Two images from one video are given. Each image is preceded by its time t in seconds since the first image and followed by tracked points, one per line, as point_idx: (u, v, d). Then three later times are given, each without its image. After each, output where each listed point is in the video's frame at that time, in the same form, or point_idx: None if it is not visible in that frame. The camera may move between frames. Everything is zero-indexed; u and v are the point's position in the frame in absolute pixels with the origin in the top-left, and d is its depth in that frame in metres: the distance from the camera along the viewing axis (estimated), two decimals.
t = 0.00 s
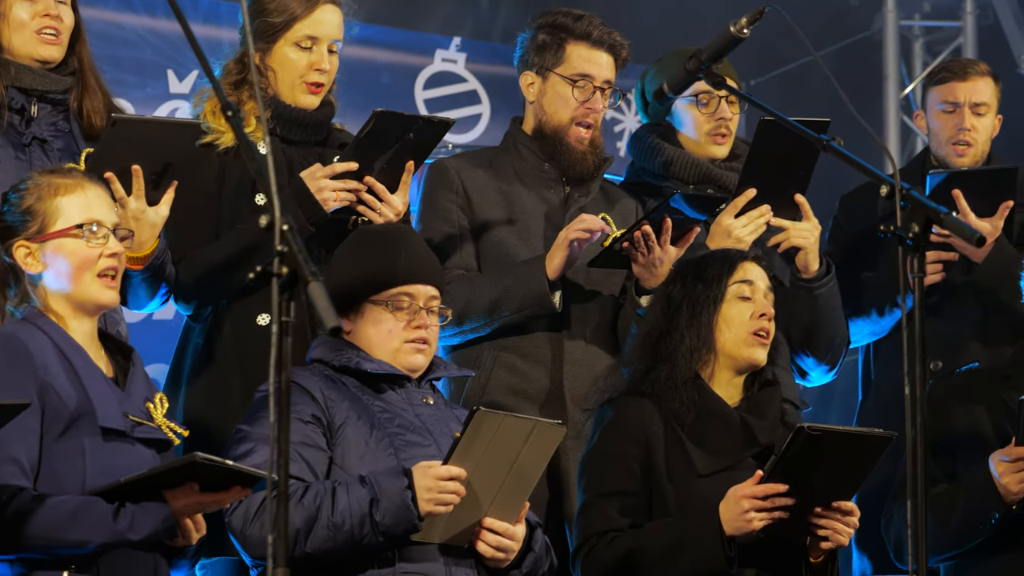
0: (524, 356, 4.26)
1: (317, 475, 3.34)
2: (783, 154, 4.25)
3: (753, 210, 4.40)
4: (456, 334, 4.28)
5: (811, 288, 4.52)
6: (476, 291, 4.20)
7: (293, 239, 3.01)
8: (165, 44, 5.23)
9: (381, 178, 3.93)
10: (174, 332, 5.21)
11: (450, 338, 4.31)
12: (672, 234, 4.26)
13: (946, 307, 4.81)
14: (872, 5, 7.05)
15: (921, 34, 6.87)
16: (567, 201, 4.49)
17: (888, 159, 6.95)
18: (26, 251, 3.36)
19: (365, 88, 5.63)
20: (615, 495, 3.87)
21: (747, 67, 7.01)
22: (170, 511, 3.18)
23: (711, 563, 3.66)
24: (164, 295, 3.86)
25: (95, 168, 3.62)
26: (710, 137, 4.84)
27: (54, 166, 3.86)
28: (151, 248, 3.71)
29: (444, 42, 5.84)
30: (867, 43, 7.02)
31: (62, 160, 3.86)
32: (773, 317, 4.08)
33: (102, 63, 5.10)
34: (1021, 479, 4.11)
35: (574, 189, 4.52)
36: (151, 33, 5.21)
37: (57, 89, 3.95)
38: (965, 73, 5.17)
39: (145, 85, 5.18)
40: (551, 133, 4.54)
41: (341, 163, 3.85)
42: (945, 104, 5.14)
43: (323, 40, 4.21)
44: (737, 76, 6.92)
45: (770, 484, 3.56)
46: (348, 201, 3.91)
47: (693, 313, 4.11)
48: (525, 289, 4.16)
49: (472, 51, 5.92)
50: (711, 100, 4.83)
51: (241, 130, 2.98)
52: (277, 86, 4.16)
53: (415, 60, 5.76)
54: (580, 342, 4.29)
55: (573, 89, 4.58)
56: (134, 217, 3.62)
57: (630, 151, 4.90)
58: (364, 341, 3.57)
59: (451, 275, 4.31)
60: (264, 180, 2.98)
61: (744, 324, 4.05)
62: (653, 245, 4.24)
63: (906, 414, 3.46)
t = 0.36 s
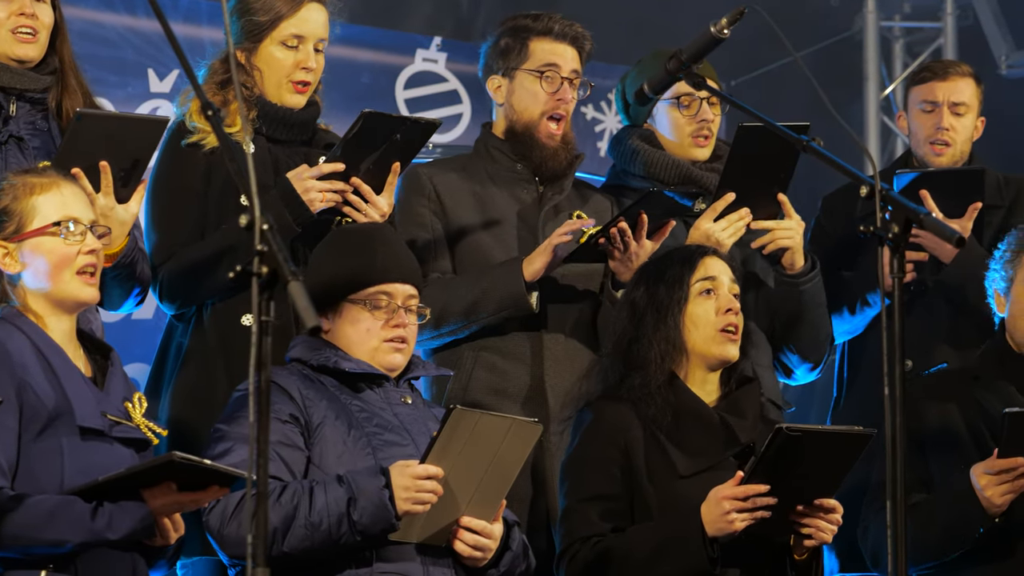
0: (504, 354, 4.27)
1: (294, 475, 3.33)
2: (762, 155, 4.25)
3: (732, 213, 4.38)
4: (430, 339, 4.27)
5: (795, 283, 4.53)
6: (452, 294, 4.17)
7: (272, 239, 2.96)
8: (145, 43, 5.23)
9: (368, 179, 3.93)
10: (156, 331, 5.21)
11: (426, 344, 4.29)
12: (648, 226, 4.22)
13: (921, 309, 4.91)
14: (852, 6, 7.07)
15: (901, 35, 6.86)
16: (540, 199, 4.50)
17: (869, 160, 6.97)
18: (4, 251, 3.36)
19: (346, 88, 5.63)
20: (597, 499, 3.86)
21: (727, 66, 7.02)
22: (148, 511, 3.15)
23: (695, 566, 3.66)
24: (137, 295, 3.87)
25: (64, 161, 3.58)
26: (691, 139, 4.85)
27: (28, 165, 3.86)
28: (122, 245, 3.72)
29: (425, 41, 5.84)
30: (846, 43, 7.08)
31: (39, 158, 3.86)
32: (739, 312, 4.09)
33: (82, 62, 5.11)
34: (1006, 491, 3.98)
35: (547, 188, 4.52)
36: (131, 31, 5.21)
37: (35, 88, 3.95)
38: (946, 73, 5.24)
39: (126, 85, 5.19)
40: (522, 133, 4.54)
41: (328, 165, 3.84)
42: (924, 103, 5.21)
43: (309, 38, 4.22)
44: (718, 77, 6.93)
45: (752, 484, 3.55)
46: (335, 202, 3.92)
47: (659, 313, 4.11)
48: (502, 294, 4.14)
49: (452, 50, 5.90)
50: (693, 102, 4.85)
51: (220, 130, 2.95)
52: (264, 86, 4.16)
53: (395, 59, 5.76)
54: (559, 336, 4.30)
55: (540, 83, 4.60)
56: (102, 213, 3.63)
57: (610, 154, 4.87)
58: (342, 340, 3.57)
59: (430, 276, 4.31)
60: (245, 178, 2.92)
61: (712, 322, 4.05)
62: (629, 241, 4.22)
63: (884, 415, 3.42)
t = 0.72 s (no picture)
0: (485, 352, 4.27)
1: (275, 474, 3.33)
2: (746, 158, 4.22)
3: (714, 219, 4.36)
4: (409, 342, 4.27)
5: (779, 261, 4.49)
6: (431, 296, 4.18)
7: (253, 239, 2.96)
8: (126, 41, 5.22)
9: (350, 181, 3.94)
10: (138, 330, 5.20)
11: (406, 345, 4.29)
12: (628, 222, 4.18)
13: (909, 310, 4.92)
14: (834, 6, 7.07)
15: (882, 36, 6.88)
16: (516, 196, 4.51)
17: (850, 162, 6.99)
18: None
19: (327, 87, 5.63)
20: (583, 499, 3.86)
21: (710, 66, 7.02)
22: (127, 511, 3.17)
23: (679, 566, 3.64)
24: (121, 295, 3.87)
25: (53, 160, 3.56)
26: (675, 140, 4.86)
27: (15, 164, 3.85)
28: (108, 244, 3.70)
29: (406, 41, 5.84)
30: (828, 43, 7.10)
31: (24, 158, 3.85)
32: (719, 311, 4.07)
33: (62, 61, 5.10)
34: (988, 507, 3.84)
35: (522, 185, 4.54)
36: (112, 30, 5.20)
37: (21, 88, 3.94)
38: (925, 74, 5.25)
39: (106, 83, 5.18)
40: (493, 126, 4.54)
41: (308, 165, 3.83)
42: (904, 105, 5.23)
43: (289, 40, 4.21)
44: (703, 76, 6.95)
45: (735, 485, 3.52)
46: (315, 202, 3.90)
47: (634, 318, 4.12)
48: (482, 296, 4.14)
49: (433, 51, 5.94)
50: (680, 103, 4.84)
51: (202, 131, 2.94)
52: (244, 85, 4.16)
53: (377, 59, 5.76)
54: (540, 329, 4.29)
55: (506, 75, 4.59)
56: (90, 212, 3.62)
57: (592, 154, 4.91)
58: (323, 339, 3.57)
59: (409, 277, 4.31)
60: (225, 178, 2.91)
61: (692, 325, 4.04)
62: (608, 237, 4.20)
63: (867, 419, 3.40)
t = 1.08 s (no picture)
0: (467, 352, 4.26)
1: (257, 474, 3.33)
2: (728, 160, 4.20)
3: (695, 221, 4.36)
4: (389, 343, 4.26)
5: (759, 258, 4.49)
6: (414, 295, 4.18)
7: (237, 238, 2.95)
8: (109, 41, 5.22)
9: (327, 174, 3.94)
10: (119, 330, 5.19)
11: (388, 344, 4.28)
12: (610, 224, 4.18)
13: (894, 309, 4.94)
14: (817, 6, 7.09)
15: (865, 36, 6.89)
16: (498, 193, 4.51)
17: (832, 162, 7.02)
18: None
19: (309, 87, 5.63)
20: (573, 498, 3.85)
21: (691, 66, 7.00)
22: (109, 510, 3.16)
23: (666, 566, 3.65)
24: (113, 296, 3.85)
25: (54, 164, 3.53)
26: (657, 140, 4.87)
27: (10, 164, 3.83)
28: (107, 246, 3.71)
29: (388, 40, 5.85)
30: (812, 44, 7.12)
31: (18, 159, 3.84)
32: (709, 312, 4.08)
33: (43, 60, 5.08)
34: (975, 522, 3.80)
35: (504, 181, 4.56)
36: (95, 30, 5.19)
37: (14, 88, 3.96)
38: (906, 74, 5.27)
39: (89, 83, 5.17)
40: (473, 119, 4.54)
41: (284, 158, 3.82)
42: (886, 106, 5.25)
43: (264, 37, 4.21)
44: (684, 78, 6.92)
45: (725, 488, 3.53)
46: (293, 196, 3.89)
47: (625, 322, 4.13)
48: (465, 296, 4.14)
49: (416, 50, 5.94)
50: (660, 103, 4.86)
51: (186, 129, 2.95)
52: (219, 85, 4.15)
53: (360, 58, 5.76)
54: (522, 333, 4.32)
55: (484, 64, 4.61)
56: (92, 214, 3.63)
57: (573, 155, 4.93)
58: (306, 339, 3.57)
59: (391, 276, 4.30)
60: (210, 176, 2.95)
61: (684, 331, 4.05)
62: (591, 237, 4.19)
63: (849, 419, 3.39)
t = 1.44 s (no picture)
0: (448, 353, 4.26)
1: (238, 473, 3.33)
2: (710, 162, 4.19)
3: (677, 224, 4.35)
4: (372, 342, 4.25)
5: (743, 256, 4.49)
6: (397, 296, 4.17)
7: (219, 237, 2.95)
8: (92, 40, 5.22)
9: (304, 179, 3.94)
10: (98, 330, 5.18)
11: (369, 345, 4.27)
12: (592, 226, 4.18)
13: (877, 309, 4.95)
14: (800, 6, 7.10)
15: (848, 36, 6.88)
16: (481, 193, 4.51)
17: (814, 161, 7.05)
18: None
19: (292, 86, 5.63)
20: (567, 494, 3.83)
21: (674, 67, 7.06)
22: (90, 511, 3.16)
23: (660, 566, 3.66)
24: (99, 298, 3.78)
25: (53, 165, 3.50)
26: (636, 140, 4.89)
27: None
28: (101, 247, 3.67)
29: (372, 40, 5.84)
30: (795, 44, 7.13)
31: (8, 163, 3.86)
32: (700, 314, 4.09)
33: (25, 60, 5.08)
34: (954, 536, 3.83)
35: (487, 181, 4.55)
36: (77, 29, 5.19)
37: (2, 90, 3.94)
38: (887, 74, 5.27)
39: (72, 82, 5.17)
40: (456, 116, 4.55)
41: (265, 163, 3.81)
42: (867, 106, 5.25)
43: (243, 37, 4.21)
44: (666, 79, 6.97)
45: (719, 488, 3.53)
46: (271, 201, 3.89)
47: (616, 319, 4.14)
48: (447, 298, 4.14)
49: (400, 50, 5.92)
50: (640, 102, 4.86)
51: (168, 128, 2.95)
52: (198, 86, 4.15)
53: (342, 58, 5.76)
54: (504, 335, 4.32)
55: (465, 61, 4.61)
56: (87, 215, 3.59)
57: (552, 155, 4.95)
58: (288, 338, 3.56)
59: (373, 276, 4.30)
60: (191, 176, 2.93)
61: (674, 330, 4.06)
62: (573, 242, 4.19)
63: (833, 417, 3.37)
